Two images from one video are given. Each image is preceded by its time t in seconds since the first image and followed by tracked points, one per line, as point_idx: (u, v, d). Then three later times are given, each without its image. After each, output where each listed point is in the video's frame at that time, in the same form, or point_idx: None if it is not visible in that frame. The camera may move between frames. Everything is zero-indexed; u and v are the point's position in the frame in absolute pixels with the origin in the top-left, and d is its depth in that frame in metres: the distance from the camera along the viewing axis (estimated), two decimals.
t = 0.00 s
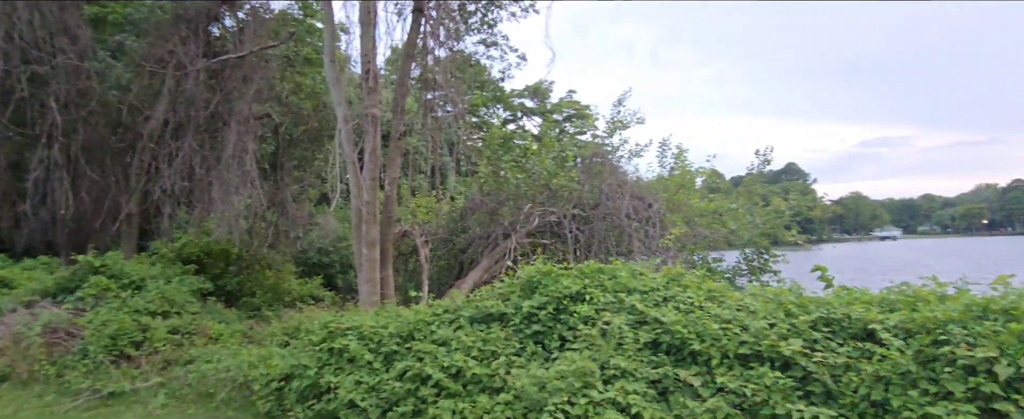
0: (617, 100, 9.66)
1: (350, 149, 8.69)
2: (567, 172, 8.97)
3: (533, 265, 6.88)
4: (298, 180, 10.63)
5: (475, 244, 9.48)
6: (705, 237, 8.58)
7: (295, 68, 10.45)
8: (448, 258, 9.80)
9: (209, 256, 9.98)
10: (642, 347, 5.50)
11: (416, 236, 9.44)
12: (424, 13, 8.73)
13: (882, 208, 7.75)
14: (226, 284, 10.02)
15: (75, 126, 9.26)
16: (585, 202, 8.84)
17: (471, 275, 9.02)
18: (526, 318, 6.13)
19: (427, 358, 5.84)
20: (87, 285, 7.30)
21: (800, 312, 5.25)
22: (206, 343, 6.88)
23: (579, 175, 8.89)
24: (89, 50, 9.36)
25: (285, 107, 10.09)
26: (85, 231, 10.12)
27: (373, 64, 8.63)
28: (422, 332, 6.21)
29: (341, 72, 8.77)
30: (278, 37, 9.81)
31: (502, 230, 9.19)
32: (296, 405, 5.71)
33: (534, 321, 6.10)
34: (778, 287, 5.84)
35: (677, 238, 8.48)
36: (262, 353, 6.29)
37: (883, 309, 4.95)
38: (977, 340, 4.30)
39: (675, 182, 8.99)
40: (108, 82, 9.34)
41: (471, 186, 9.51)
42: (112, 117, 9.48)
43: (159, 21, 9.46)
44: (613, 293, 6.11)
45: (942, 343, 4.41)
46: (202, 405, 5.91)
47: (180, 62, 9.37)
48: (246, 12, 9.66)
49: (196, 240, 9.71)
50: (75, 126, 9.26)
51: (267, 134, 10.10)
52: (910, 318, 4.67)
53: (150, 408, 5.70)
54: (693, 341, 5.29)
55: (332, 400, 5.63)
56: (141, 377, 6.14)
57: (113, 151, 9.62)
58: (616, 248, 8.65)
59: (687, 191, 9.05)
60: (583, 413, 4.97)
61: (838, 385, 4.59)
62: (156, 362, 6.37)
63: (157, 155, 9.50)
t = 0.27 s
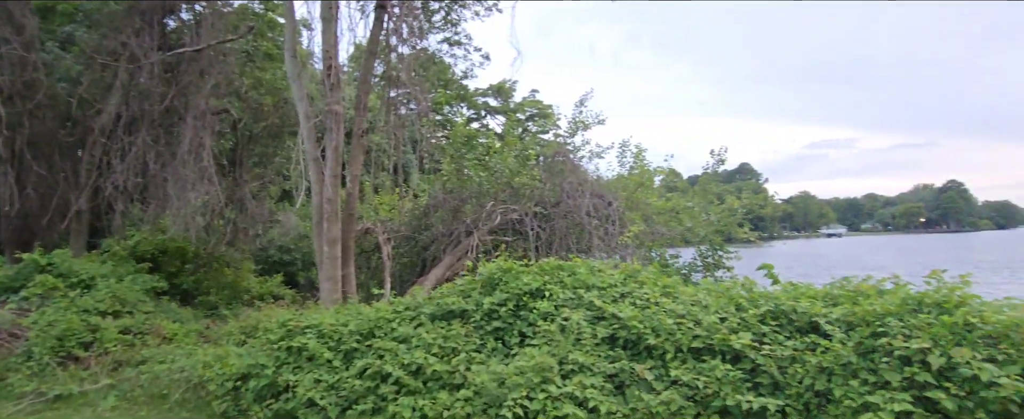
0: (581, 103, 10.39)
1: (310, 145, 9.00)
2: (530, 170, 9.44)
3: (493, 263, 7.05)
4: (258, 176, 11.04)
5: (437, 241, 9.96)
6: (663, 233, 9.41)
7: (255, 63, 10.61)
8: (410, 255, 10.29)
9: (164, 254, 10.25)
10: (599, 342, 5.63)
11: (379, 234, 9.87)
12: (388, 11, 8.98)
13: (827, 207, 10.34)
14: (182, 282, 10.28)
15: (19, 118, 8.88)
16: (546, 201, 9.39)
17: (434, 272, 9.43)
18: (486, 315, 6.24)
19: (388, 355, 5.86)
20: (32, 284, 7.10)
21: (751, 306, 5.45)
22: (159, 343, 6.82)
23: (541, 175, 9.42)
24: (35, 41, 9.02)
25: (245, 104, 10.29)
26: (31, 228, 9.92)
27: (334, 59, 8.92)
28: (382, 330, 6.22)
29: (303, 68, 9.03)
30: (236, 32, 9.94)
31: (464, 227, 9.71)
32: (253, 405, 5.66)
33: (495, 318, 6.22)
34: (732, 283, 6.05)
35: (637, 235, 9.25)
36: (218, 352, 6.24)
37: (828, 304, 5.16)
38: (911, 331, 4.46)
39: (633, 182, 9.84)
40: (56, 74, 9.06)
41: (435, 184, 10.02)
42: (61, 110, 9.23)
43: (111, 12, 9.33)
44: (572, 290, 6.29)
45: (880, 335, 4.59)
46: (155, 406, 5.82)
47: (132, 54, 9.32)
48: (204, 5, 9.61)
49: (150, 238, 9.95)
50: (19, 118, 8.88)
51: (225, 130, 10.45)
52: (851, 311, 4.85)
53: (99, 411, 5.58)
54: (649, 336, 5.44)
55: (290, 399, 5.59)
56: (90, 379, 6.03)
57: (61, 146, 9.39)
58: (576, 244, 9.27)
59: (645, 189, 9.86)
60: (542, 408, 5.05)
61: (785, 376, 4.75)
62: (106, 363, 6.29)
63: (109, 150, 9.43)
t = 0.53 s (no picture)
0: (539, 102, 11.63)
1: (270, 142, 9.09)
2: (491, 169, 10.32)
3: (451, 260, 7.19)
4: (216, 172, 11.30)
5: (399, 239, 11.00)
6: (620, 230, 10.29)
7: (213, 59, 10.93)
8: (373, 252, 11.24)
9: (116, 251, 10.47)
10: (556, 336, 5.79)
11: (341, 231, 10.77)
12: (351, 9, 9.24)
13: (777, 207, 11.52)
14: (136, 280, 10.51)
15: None
16: (507, 199, 10.28)
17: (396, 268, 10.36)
18: (446, 312, 6.37)
19: (346, 352, 5.86)
20: None
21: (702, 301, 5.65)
22: (109, 344, 6.77)
23: (502, 174, 10.26)
24: None
25: (202, 98, 10.68)
26: None
27: (294, 55, 8.97)
28: (341, 327, 6.23)
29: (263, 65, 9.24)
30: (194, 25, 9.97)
31: (427, 224, 10.66)
32: (207, 404, 5.62)
33: (454, 314, 6.36)
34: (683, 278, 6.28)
35: (596, 233, 10.10)
36: (172, 352, 6.23)
37: (772, 298, 5.38)
38: (849, 324, 4.62)
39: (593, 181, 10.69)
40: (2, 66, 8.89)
41: (396, 183, 10.87)
42: (8, 104, 9.24)
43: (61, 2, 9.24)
44: (530, 286, 6.49)
45: (820, 328, 4.76)
46: (104, 408, 5.73)
47: (83, 46, 9.34)
48: None
49: (102, 235, 10.15)
50: None
51: (182, 125, 10.65)
52: (793, 306, 5.05)
53: (45, 412, 5.49)
54: (604, 331, 5.61)
55: (245, 398, 5.58)
56: (35, 381, 5.93)
57: (7, 140, 9.48)
58: (536, 241, 10.14)
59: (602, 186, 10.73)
60: (499, 403, 5.13)
61: (731, 368, 4.93)
62: (53, 364, 6.22)
63: (58, 145, 9.56)
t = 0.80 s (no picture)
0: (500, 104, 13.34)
1: (230, 138, 8.97)
2: (453, 168, 10.63)
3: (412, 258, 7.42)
4: (174, 169, 11.23)
5: (361, 236, 11.38)
6: (577, 229, 10.87)
7: (173, 52, 10.91)
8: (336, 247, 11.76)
9: (69, 248, 10.45)
10: (510, 332, 5.98)
11: (301, 229, 10.86)
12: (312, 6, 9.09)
13: (722, 207, 13.94)
14: (90, 277, 10.48)
15: None
16: (468, 197, 10.66)
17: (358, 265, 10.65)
18: (403, 308, 6.53)
19: (302, 349, 5.89)
20: None
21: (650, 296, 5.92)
22: (57, 343, 6.65)
23: (464, 172, 10.63)
24: None
25: (161, 93, 10.60)
26: None
27: (254, 51, 8.84)
28: (298, 324, 6.28)
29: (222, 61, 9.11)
30: (150, 18, 9.85)
31: (389, 221, 10.93)
32: (159, 403, 5.60)
33: (411, 310, 6.52)
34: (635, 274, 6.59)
35: (554, 231, 10.61)
36: (124, 350, 6.21)
37: (716, 293, 5.67)
38: (784, 317, 4.88)
39: (552, 180, 11.26)
40: None
41: (359, 181, 11.16)
42: None
43: None
44: (487, 283, 6.74)
45: (758, 321, 5.01)
46: (48, 408, 5.63)
47: (30, 36, 9.08)
48: None
49: (51, 231, 10.14)
50: None
51: (138, 119, 10.50)
52: (734, 301, 5.33)
53: None
54: (557, 327, 5.82)
55: (198, 396, 5.56)
56: None
57: None
58: (496, 240, 10.56)
59: (561, 185, 11.31)
60: (453, 397, 5.22)
61: (676, 360, 5.15)
62: None
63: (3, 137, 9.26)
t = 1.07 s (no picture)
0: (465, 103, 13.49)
1: (182, 133, 8.71)
2: (415, 167, 10.60)
3: (369, 256, 7.50)
4: (125, 164, 11.50)
5: (320, 235, 11.28)
6: (537, 228, 11.22)
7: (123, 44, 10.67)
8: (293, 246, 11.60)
9: (8, 246, 10.14)
10: (465, 329, 6.11)
11: (257, 226, 10.49)
12: None
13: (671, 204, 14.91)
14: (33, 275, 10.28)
15: None
16: (429, 196, 10.73)
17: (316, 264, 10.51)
18: (358, 306, 6.57)
19: (253, 349, 5.81)
20: None
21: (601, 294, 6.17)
22: None
23: (426, 171, 10.65)
24: None
25: (112, 86, 10.63)
26: None
27: (208, 43, 8.60)
28: (249, 323, 6.21)
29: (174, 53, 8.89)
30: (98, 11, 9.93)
31: (349, 219, 10.81)
32: (98, 406, 5.39)
33: (367, 308, 6.57)
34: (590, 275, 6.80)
35: (514, 230, 10.96)
36: (64, 350, 6.04)
37: (664, 290, 5.88)
38: (727, 314, 5.07)
39: (512, 180, 11.50)
40: None
41: (319, 178, 11.03)
42: None
43: None
44: (443, 281, 6.92)
45: (703, 318, 5.20)
46: None
47: None
48: None
49: None
50: None
51: (86, 113, 10.69)
52: (682, 298, 5.51)
53: None
54: (511, 324, 5.94)
55: (141, 399, 5.40)
56: None
57: None
58: (457, 238, 10.74)
59: (522, 185, 11.56)
60: (406, 394, 5.21)
61: (626, 356, 5.29)
62: None
63: None
